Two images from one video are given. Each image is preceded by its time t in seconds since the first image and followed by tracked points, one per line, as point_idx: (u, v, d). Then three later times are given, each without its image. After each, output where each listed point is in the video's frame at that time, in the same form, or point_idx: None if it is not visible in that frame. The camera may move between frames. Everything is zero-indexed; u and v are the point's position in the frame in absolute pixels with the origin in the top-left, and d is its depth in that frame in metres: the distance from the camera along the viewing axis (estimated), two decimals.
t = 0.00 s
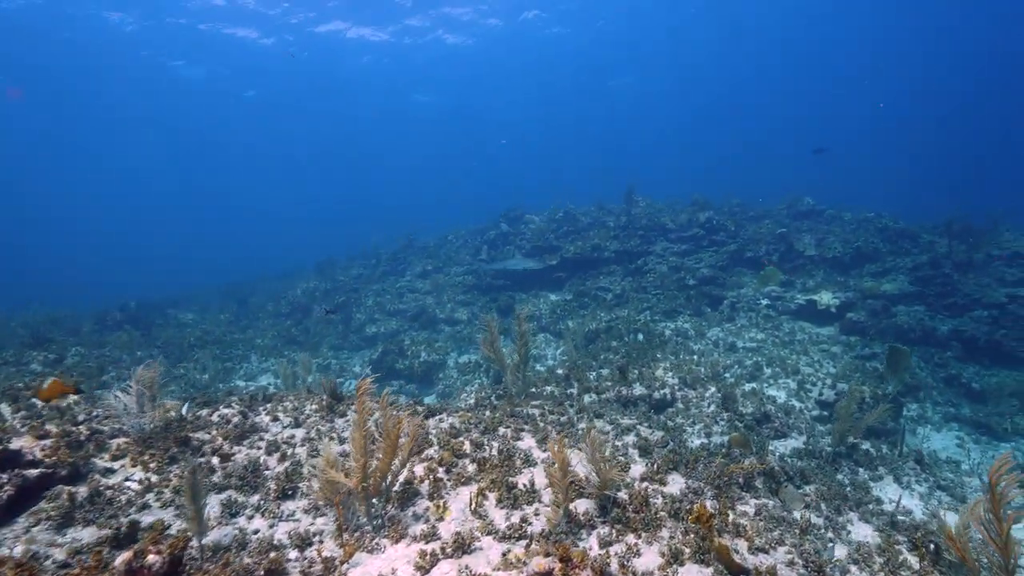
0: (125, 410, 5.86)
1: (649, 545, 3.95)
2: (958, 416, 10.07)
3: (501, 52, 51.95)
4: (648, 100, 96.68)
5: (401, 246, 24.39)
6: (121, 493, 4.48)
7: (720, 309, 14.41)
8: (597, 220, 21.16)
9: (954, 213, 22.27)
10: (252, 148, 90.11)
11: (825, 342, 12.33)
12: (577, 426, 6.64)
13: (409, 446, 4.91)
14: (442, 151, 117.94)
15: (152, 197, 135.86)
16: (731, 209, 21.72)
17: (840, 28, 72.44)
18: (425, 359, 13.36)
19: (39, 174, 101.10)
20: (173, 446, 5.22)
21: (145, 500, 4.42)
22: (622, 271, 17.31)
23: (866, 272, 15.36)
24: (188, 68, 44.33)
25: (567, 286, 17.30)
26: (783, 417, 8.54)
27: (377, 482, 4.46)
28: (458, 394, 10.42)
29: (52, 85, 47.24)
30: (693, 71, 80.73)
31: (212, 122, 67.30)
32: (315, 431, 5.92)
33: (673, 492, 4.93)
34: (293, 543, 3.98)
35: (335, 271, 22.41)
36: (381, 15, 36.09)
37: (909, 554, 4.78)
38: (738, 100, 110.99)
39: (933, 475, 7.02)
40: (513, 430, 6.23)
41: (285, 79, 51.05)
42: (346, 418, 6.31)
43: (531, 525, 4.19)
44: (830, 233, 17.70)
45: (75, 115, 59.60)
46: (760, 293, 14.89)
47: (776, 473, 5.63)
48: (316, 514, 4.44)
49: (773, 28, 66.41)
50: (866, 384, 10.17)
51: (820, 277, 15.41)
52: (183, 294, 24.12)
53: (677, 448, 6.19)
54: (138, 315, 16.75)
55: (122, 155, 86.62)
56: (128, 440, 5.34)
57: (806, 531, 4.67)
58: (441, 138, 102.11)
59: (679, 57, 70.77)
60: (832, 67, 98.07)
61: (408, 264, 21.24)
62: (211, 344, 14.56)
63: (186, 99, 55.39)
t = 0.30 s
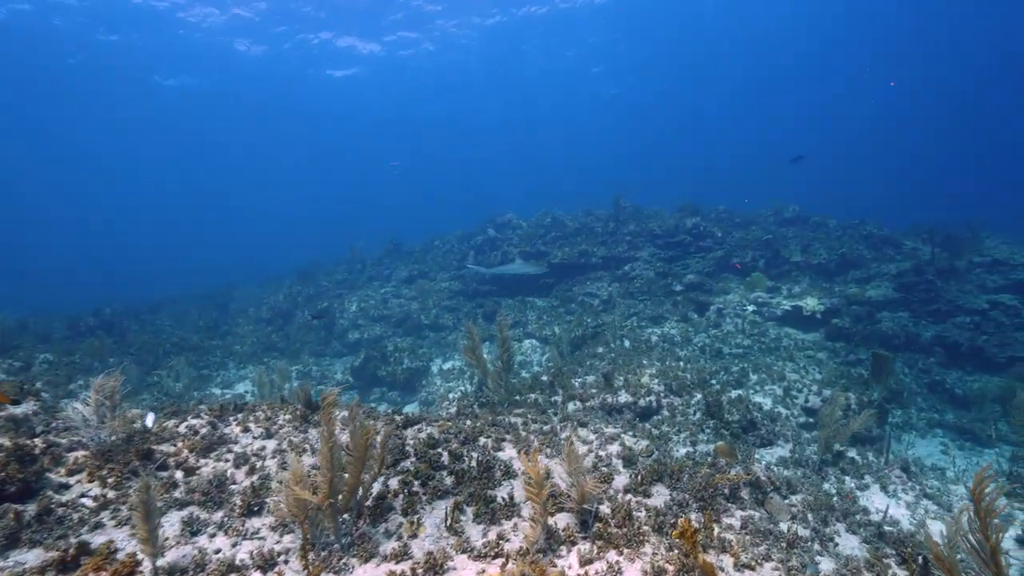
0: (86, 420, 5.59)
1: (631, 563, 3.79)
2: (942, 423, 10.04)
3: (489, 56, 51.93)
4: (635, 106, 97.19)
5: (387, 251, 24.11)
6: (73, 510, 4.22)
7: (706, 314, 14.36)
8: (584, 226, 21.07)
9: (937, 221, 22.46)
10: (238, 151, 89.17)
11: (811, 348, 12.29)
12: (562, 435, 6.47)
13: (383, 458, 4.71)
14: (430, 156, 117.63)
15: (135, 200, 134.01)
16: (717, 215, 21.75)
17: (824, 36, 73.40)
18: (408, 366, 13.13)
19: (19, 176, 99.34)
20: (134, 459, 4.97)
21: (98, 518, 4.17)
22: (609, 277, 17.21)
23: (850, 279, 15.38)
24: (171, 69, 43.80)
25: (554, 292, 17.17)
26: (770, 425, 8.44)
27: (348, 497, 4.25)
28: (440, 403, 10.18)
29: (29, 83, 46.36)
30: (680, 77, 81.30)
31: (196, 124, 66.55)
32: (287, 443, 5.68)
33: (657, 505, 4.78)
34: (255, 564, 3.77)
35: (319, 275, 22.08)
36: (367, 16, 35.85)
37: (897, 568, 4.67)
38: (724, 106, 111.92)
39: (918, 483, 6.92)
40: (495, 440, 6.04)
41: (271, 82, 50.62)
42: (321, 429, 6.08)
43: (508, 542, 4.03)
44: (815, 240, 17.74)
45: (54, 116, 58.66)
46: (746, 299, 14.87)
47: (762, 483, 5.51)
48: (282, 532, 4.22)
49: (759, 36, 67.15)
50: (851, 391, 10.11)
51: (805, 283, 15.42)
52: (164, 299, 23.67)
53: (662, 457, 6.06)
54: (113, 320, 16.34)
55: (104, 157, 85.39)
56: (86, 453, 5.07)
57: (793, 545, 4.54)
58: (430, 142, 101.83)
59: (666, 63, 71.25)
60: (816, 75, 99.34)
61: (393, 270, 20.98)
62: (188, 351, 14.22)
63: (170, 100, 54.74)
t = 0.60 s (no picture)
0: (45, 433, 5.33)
1: None
2: (926, 428, 10.03)
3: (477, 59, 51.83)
4: (622, 111, 97.71)
5: (372, 256, 23.82)
6: (22, 531, 3.99)
7: (692, 320, 14.29)
8: (571, 231, 20.98)
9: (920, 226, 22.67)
10: (223, 154, 88.21)
11: (796, 353, 12.25)
12: (544, 444, 6.30)
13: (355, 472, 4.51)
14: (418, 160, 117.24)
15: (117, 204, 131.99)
16: (704, 221, 21.78)
17: (808, 43, 74.33)
18: (391, 373, 12.88)
19: None
20: (92, 474, 4.73)
21: (49, 539, 3.94)
22: (595, 282, 17.11)
23: (835, 284, 15.42)
24: (153, 70, 43.18)
25: (540, 297, 17.03)
26: (756, 432, 8.33)
27: (316, 514, 4.04)
28: (422, 411, 9.95)
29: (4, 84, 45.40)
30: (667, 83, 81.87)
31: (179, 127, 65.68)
32: (258, 455, 5.46)
33: (640, 518, 4.63)
34: None
35: (303, 280, 21.73)
36: (352, 17, 35.57)
37: None
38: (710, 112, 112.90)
39: (905, 491, 6.83)
40: (475, 450, 5.86)
41: (256, 84, 50.08)
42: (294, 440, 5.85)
43: (485, 560, 3.85)
44: (800, 246, 17.80)
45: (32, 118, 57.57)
46: (732, 304, 14.84)
47: (748, 493, 5.37)
48: (246, 551, 4.01)
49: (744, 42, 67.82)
50: (836, 397, 10.05)
51: (791, 289, 15.43)
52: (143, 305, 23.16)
53: (646, 467, 5.91)
54: (87, 326, 15.91)
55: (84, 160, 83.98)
56: (42, 468, 4.82)
57: (779, 559, 4.41)
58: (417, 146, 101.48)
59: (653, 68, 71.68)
60: (800, 82, 100.60)
61: (378, 275, 20.70)
62: (164, 358, 13.85)
63: (152, 103, 53.97)
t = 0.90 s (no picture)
0: None
1: None
2: (911, 432, 10.01)
3: (463, 62, 51.72)
4: (609, 115, 98.08)
5: (356, 260, 23.52)
6: None
7: (678, 325, 14.23)
8: (557, 235, 20.86)
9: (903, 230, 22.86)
10: (207, 158, 87.19)
11: (782, 358, 12.23)
12: (526, 454, 6.14)
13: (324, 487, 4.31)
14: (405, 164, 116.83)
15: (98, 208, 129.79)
16: (690, 225, 21.79)
17: (792, 48, 75.23)
18: (374, 380, 12.64)
19: None
20: (47, 491, 4.49)
21: None
22: (581, 287, 17.02)
23: (820, 289, 15.45)
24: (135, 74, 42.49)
25: (526, 302, 16.89)
26: (742, 438, 8.24)
27: (282, 533, 3.84)
28: (404, 419, 9.72)
29: None
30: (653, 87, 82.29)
31: (162, 131, 64.79)
32: (226, 469, 5.25)
33: (623, 532, 4.49)
34: None
35: (286, 286, 21.37)
36: (335, 20, 35.22)
37: None
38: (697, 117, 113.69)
39: (892, 497, 6.75)
40: (454, 461, 5.69)
41: (240, 88, 49.54)
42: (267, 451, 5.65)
43: None
44: (785, 250, 17.85)
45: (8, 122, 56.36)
46: (718, 308, 14.80)
47: (734, 503, 5.25)
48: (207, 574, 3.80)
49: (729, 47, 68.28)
50: (821, 402, 10.00)
51: (776, 293, 15.44)
52: (121, 311, 22.65)
53: (631, 477, 5.77)
54: (60, 334, 15.47)
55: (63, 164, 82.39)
56: None
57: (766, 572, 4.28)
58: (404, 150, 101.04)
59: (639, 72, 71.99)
60: (784, 87, 101.76)
61: (362, 280, 20.42)
62: (139, 366, 13.47)
63: (134, 106, 53.13)
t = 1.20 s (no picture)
0: None
1: None
2: (894, 435, 10.01)
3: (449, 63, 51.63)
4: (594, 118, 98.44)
5: (339, 265, 23.18)
6: None
7: (663, 329, 14.15)
8: (541, 239, 20.73)
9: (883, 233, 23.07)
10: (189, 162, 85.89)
11: (766, 362, 12.20)
12: (507, 465, 5.98)
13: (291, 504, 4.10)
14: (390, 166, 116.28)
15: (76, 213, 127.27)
16: (675, 228, 21.78)
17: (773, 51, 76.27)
18: (355, 386, 12.34)
19: None
20: None
21: None
22: (566, 291, 16.89)
23: (803, 292, 15.49)
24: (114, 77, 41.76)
25: (510, 307, 16.73)
26: (726, 444, 8.15)
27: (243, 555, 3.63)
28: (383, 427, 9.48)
29: None
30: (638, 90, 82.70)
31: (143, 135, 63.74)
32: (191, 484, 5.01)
33: (604, 545, 4.34)
34: None
35: (266, 291, 20.97)
36: (317, 21, 34.82)
37: None
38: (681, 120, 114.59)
39: (877, 503, 6.68)
40: (432, 472, 5.51)
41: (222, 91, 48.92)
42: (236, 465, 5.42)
43: None
44: (768, 253, 17.90)
45: None
46: (702, 312, 14.76)
47: (719, 513, 5.12)
48: None
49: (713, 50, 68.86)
50: (806, 406, 9.94)
51: (760, 296, 15.44)
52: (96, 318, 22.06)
53: (614, 486, 5.63)
54: (29, 343, 14.97)
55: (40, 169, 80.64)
56: None
57: None
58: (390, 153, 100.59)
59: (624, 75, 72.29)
60: (767, 90, 102.92)
61: (344, 284, 20.11)
62: (111, 374, 13.05)
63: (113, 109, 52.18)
